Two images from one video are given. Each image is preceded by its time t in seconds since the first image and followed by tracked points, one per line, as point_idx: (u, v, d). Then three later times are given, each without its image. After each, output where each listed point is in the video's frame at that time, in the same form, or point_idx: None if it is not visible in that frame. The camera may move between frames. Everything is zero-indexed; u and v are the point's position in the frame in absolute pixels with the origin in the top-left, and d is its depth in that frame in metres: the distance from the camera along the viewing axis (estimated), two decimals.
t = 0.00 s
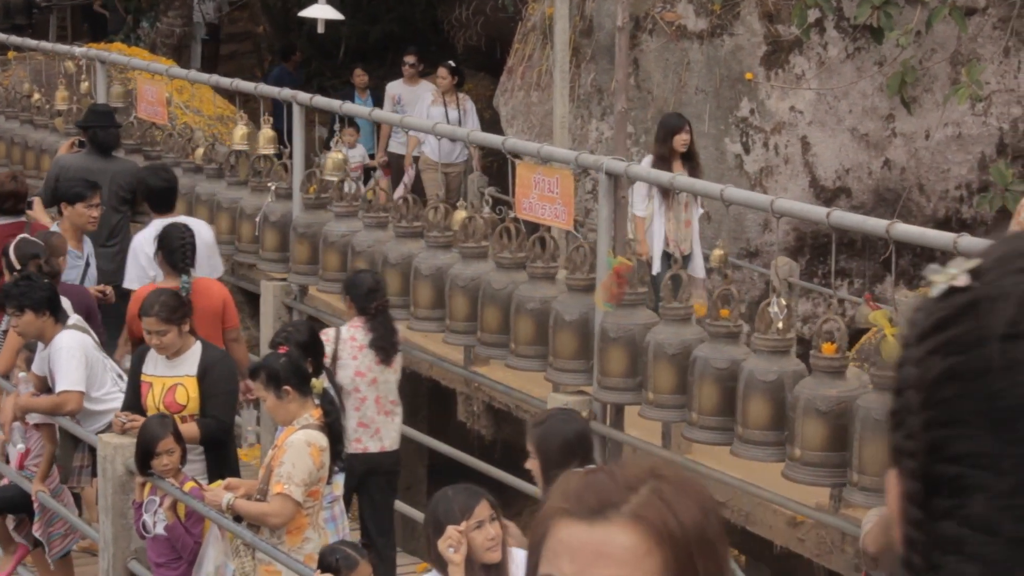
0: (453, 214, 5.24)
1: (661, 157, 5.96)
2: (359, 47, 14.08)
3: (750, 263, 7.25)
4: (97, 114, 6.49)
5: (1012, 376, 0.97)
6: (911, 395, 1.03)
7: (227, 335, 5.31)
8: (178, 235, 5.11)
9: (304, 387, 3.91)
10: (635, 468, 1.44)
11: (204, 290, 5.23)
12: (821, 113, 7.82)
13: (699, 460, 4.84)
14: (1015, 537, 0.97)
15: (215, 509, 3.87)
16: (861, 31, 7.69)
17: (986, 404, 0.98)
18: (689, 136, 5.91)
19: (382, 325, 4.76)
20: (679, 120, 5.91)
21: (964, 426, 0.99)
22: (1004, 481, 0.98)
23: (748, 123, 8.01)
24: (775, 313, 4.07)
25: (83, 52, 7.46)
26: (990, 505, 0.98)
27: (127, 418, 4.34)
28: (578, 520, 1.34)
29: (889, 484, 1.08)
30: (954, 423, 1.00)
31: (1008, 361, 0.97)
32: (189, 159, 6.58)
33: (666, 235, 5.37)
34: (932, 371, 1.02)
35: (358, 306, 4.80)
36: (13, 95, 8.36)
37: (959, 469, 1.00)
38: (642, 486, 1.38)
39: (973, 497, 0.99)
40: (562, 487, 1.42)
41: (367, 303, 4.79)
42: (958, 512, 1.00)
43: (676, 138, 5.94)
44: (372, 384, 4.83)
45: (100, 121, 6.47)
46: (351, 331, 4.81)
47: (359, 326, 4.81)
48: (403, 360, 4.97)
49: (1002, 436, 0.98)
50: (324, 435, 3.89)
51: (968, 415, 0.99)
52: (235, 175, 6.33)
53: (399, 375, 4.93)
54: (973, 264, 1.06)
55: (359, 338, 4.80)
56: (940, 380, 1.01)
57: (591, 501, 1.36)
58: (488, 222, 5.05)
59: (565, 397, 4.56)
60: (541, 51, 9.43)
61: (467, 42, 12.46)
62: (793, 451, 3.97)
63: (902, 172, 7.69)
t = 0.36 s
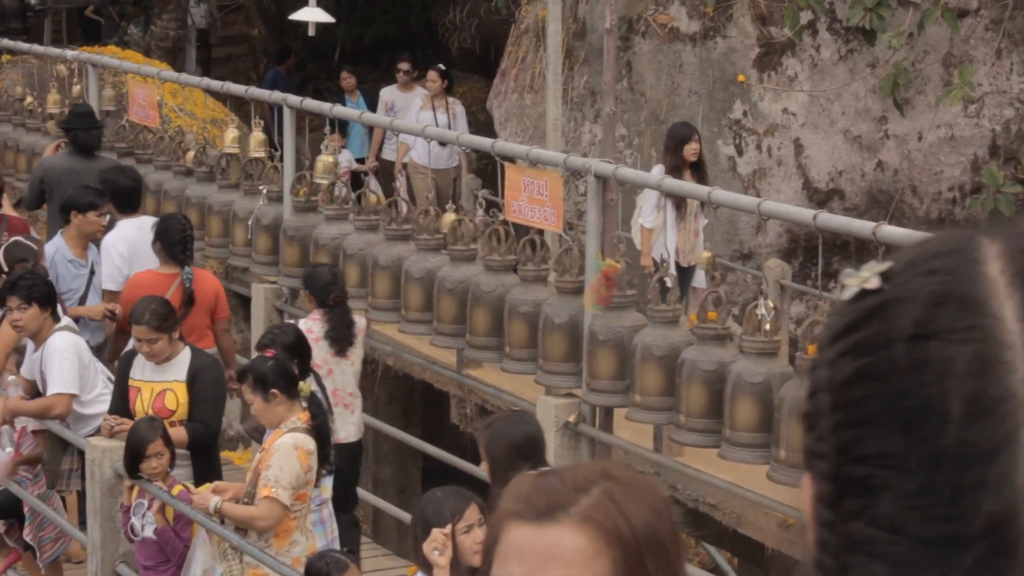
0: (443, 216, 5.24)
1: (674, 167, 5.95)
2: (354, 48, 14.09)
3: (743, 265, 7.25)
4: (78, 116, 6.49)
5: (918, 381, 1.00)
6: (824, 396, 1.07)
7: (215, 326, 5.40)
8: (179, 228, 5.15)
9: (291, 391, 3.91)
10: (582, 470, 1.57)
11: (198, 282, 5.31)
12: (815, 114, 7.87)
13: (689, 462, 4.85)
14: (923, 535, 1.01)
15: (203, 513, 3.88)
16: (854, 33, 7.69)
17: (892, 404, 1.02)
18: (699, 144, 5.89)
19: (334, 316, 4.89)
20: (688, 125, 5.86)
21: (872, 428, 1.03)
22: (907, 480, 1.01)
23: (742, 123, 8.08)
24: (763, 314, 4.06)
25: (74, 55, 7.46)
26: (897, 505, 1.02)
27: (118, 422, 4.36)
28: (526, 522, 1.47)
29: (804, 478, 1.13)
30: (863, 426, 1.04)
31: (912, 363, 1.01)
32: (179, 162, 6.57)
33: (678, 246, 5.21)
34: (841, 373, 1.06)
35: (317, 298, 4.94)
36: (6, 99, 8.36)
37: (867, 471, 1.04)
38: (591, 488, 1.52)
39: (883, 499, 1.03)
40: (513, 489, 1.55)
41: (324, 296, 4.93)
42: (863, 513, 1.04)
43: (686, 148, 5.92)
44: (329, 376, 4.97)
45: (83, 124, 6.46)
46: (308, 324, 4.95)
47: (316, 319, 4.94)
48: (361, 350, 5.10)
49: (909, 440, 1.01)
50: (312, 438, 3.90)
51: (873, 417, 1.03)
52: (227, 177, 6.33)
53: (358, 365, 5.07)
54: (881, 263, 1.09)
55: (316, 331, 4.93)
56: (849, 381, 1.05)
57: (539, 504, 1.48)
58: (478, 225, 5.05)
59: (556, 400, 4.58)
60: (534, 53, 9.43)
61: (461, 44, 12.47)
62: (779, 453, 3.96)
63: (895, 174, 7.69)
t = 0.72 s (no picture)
0: (433, 220, 5.25)
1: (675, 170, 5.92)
2: (349, 52, 14.11)
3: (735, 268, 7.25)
4: (43, 118, 6.76)
5: (822, 378, 1.00)
6: (732, 395, 1.06)
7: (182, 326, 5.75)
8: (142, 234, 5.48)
9: (278, 395, 3.91)
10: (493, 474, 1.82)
11: (164, 285, 5.65)
12: (807, 117, 7.88)
13: (680, 466, 4.86)
14: (826, 536, 0.99)
15: (191, 518, 3.89)
16: (847, 35, 7.71)
17: (799, 402, 1.01)
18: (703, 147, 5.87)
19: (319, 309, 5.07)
20: (692, 130, 5.85)
21: (782, 429, 1.01)
22: (813, 479, 1.00)
23: (734, 127, 8.10)
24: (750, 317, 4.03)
25: (66, 59, 7.47)
26: (803, 505, 1.00)
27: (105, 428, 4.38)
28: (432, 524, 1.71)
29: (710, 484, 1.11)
30: (770, 426, 1.03)
31: (821, 362, 1.00)
32: (171, 166, 6.58)
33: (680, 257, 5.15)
34: (750, 375, 1.05)
35: (303, 295, 5.13)
36: None
37: (773, 471, 1.02)
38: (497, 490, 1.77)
39: (788, 499, 1.01)
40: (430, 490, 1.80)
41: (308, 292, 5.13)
42: (770, 515, 1.03)
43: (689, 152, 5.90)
44: (312, 370, 5.15)
45: (47, 125, 6.73)
46: (294, 321, 5.13)
47: (302, 315, 5.13)
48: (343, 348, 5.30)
49: (816, 440, 0.99)
50: (300, 441, 3.90)
51: (780, 415, 1.02)
52: (218, 181, 6.32)
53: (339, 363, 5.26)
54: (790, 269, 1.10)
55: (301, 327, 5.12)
56: (757, 383, 1.04)
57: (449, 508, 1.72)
58: (467, 229, 5.07)
59: (544, 403, 4.58)
60: (527, 56, 9.43)
61: (456, 47, 12.49)
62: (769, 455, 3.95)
63: (887, 176, 7.68)
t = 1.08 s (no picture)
0: (424, 221, 5.25)
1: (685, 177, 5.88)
2: (344, 55, 14.11)
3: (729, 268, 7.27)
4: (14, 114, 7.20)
5: (750, 386, 1.08)
6: (660, 399, 1.14)
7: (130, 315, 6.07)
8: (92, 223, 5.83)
9: (267, 397, 3.94)
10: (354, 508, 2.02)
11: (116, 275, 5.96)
12: (801, 118, 7.90)
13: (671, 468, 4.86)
14: (749, 539, 1.08)
15: (181, 520, 3.90)
16: (839, 36, 7.71)
17: (721, 406, 1.09)
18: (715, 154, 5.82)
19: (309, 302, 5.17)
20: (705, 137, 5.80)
21: (706, 433, 1.10)
22: (735, 483, 1.08)
23: (728, 128, 8.15)
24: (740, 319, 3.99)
25: (59, 62, 7.48)
26: (725, 510, 1.09)
27: (97, 430, 4.38)
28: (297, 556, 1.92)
29: (642, 486, 1.21)
30: (694, 430, 1.11)
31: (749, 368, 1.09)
32: (164, 169, 6.58)
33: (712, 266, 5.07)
34: (675, 379, 1.13)
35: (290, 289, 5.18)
36: None
37: (698, 476, 1.11)
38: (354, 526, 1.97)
39: (711, 504, 1.10)
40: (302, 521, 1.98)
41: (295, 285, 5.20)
42: (694, 517, 1.12)
43: (700, 159, 5.85)
44: (303, 363, 5.21)
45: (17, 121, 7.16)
46: (282, 314, 5.18)
47: (291, 309, 5.18)
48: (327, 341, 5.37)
49: (743, 444, 1.08)
50: (289, 444, 3.91)
51: (704, 421, 1.10)
52: (211, 184, 6.31)
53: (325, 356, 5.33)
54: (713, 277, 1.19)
55: (291, 320, 5.17)
56: (681, 387, 1.13)
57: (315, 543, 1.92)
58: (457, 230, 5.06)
59: (535, 405, 4.57)
60: (521, 57, 9.43)
61: (452, 49, 12.47)
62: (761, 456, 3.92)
63: (881, 176, 7.73)
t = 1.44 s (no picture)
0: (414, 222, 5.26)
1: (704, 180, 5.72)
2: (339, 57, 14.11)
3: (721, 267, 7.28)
4: None
5: (668, 397, 1.06)
6: (577, 407, 1.12)
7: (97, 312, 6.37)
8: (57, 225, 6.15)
9: (255, 398, 3.94)
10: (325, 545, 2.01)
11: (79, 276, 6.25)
12: (794, 117, 7.90)
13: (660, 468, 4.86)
14: (670, 549, 1.06)
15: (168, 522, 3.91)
16: (832, 35, 7.79)
17: (637, 417, 1.07)
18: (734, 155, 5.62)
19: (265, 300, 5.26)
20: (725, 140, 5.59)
21: (621, 444, 1.08)
22: (652, 495, 1.06)
23: (722, 127, 8.10)
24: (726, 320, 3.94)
25: (51, 64, 7.51)
26: (646, 519, 1.07)
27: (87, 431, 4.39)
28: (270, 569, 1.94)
29: (559, 498, 1.17)
30: (607, 441, 1.09)
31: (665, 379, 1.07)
32: (154, 170, 6.58)
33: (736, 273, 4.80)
34: (589, 388, 1.11)
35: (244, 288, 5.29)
36: None
37: (615, 488, 1.09)
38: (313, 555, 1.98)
39: (629, 515, 1.08)
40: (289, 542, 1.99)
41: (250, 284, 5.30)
42: (612, 529, 1.09)
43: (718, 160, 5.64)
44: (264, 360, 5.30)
45: None
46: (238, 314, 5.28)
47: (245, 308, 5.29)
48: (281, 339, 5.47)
49: (663, 455, 1.06)
50: (276, 445, 3.91)
51: (620, 430, 1.08)
52: (201, 186, 6.35)
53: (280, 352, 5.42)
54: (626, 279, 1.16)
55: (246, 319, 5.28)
56: (599, 398, 1.10)
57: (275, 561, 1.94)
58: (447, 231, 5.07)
59: (524, 405, 4.53)
60: (514, 58, 9.44)
61: (446, 50, 12.46)
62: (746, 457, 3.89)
63: (874, 176, 7.77)
